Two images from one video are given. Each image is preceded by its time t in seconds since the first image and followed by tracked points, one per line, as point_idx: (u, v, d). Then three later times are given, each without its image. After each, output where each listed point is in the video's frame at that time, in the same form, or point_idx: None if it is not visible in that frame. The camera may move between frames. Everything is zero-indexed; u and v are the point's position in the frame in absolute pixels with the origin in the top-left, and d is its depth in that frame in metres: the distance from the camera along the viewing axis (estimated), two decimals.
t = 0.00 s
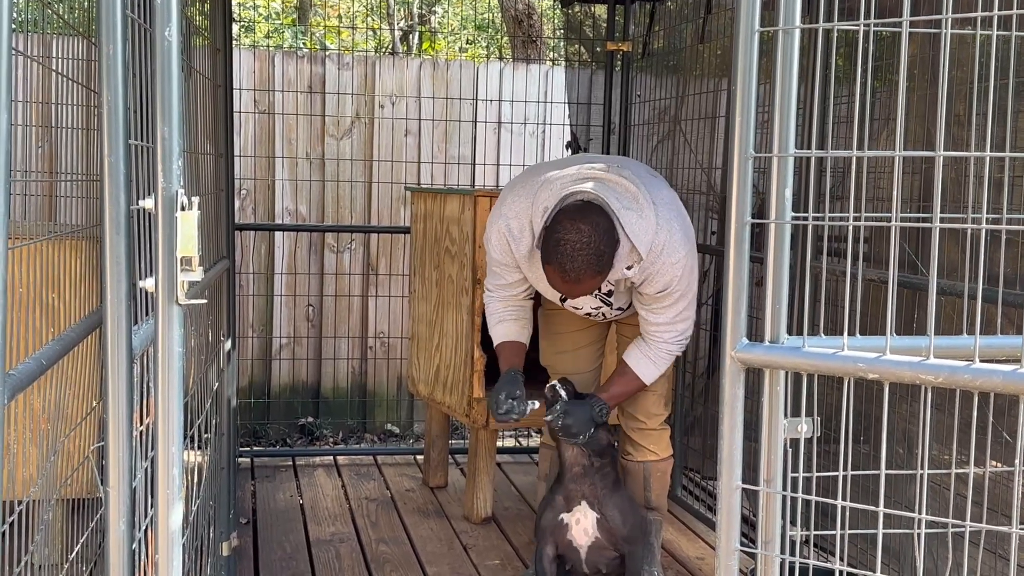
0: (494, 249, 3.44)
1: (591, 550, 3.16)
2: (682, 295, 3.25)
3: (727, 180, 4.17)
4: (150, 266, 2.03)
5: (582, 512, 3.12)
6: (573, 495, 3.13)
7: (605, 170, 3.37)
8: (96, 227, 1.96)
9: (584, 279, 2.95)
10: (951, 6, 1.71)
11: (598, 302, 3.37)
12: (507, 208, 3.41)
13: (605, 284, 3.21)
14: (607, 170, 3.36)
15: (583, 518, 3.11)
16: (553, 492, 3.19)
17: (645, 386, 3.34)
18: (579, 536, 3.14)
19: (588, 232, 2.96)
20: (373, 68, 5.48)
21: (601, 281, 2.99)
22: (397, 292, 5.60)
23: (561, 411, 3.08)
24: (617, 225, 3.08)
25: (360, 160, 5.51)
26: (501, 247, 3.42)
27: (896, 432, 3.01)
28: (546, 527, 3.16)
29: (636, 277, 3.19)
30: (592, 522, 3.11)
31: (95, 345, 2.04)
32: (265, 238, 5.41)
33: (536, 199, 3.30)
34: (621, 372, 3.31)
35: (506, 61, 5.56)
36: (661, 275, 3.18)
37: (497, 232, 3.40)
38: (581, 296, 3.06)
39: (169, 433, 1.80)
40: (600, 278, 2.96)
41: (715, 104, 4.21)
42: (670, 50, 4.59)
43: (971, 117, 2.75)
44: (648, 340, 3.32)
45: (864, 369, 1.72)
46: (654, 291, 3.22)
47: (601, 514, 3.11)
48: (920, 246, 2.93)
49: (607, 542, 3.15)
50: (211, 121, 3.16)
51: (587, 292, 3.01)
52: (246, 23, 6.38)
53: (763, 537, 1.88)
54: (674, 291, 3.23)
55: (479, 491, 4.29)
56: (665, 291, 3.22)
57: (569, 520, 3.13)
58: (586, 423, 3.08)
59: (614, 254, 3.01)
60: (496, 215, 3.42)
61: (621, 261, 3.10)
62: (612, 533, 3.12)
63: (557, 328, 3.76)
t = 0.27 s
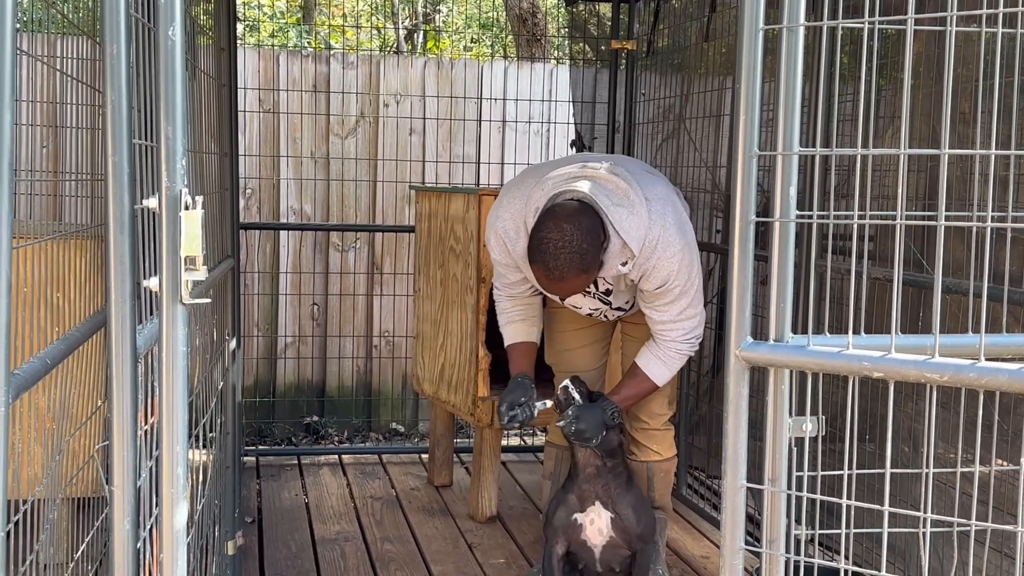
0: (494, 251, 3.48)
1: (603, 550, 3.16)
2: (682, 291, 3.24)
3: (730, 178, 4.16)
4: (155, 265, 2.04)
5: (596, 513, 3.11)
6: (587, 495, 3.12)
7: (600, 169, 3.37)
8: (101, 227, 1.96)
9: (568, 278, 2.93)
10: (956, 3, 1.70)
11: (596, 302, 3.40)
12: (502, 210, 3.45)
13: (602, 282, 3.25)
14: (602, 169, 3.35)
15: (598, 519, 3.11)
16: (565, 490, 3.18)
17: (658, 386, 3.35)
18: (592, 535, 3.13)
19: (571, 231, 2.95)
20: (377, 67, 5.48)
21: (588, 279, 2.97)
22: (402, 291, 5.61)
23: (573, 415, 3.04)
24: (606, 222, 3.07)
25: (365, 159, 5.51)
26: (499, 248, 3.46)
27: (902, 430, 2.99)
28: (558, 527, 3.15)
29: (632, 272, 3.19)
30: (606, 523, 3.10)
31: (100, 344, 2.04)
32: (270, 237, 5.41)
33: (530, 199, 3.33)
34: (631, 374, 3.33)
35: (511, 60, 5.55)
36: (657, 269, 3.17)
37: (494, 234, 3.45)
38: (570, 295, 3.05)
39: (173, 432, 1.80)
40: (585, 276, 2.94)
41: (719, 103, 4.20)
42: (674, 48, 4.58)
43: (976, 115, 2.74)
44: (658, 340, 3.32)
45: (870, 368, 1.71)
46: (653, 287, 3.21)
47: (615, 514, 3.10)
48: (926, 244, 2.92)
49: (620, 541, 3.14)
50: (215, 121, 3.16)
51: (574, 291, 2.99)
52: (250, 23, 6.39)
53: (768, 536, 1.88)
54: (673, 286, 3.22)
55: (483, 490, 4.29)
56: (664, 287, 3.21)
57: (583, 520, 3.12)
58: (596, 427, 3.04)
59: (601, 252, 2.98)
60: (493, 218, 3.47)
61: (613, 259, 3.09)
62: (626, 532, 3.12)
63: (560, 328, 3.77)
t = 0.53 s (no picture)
0: (498, 252, 3.53)
1: (592, 550, 3.16)
2: (678, 291, 3.23)
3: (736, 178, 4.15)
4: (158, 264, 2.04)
5: (581, 513, 3.11)
6: (573, 495, 3.12)
7: (601, 170, 3.37)
8: (106, 226, 1.96)
9: (556, 280, 2.93)
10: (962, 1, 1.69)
11: (595, 301, 3.45)
12: (504, 211, 3.50)
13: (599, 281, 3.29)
14: (602, 170, 3.36)
15: (583, 519, 3.11)
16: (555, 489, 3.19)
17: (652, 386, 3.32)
18: (578, 535, 3.14)
19: (560, 232, 2.95)
20: (382, 66, 5.47)
21: (578, 280, 2.96)
22: (407, 290, 5.61)
23: (576, 424, 3.01)
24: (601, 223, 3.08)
25: (370, 159, 5.51)
26: (501, 249, 3.50)
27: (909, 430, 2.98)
28: (547, 528, 3.19)
29: (631, 272, 3.19)
30: (592, 523, 3.10)
31: (104, 344, 2.05)
32: (275, 236, 5.42)
33: (530, 201, 3.38)
34: (624, 375, 3.29)
35: (515, 59, 5.55)
36: (655, 270, 3.16)
37: (496, 234, 3.49)
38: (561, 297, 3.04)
39: (177, 431, 1.80)
40: (572, 278, 2.93)
41: (724, 101, 4.19)
42: (679, 47, 4.57)
43: (982, 113, 2.73)
44: (650, 339, 3.29)
45: (874, 367, 1.71)
46: (651, 287, 3.20)
47: (601, 515, 3.10)
48: (933, 242, 2.91)
49: (611, 539, 3.13)
50: (220, 120, 3.17)
51: (563, 293, 2.98)
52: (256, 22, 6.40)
53: (772, 535, 1.87)
54: (670, 287, 3.20)
55: (488, 489, 4.29)
56: (661, 287, 3.20)
57: (569, 521, 3.13)
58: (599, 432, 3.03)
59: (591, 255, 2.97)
60: (495, 220, 3.52)
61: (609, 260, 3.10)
62: (615, 531, 3.10)
63: (565, 328, 3.77)
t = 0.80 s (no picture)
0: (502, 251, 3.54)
1: (589, 551, 3.15)
2: (681, 296, 3.21)
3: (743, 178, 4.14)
4: (164, 263, 2.04)
5: (575, 514, 3.10)
6: (567, 497, 3.11)
7: (607, 173, 3.37)
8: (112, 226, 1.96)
9: (558, 285, 2.93)
10: None
11: (600, 303, 3.46)
12: (510, 210, 3.51)
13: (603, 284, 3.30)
14: (607, 172, 3.35)
15: (578, 520, 3.10)
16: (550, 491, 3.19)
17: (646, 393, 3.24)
18: (574, 537, 3.13)
19: (564, 237, 2.94)
20: (388, 65, 5.47)
21: (580, 285, 2.96)
22: (412, 290, 5.61)
23: (569, 429, 2.98)
24: (605, 229, 3.09)
25: (376, 158, 5.51)
26: (506, 249, 3.51)
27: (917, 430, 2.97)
28: (546, 531, 3.19)
29: (635, 276, 3.18)
30: (585, 525, 3.09)
31: (110, 343, 2.05)
32: (281, 236, 5.42)
33: (536, 202, 3.38)
34: (621, 381, 3.23)
35: (521, 58, 5.55)
36: (659, 273, 3.15)
37: (501, 233, 3.49)
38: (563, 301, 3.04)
39: (182, 431, 1.79)
40: (574, 283, 2.93)
41: (731, 100, 4.18)
42: (685, 46, 4.56)
43: (989, 112, 2.72)
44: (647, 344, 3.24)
45: (882, 367, 1.70)
46: (654, 290, 3.19)
47: (594, 517, 3.08)
48: (941, 241, 2.90)
49: (602, 541, 3.12)
50: (225, 120, 3.17)
51: (565, 297, 2.98)
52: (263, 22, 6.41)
53: (779, 536, 1.86)
54: (673, 291, 3.18)
55: (494, 489, 4.28)
56: (664, 291, 3.18)
57: (564, 522, 3.13)
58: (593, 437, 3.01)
59: (594, 260, 2.97)
60: (500, 219, 3.52)
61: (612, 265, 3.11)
62: (607, 532, 3.09)
63: (572, 328, 3.76)
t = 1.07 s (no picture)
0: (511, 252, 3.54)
1: (599, 548, 3.14)
2: (690, 299, 3.19)
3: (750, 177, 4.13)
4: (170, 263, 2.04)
5: (586, 511, 3.11)
6: (578, 494, 3.11)
7: (617, 175, 3.36)
8: (117, 226, 1.96)
9: (569, 292, 2.94)
10: None
11: (609, 305, 3.46)
12: (520, 212, 3.51)
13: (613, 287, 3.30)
14: (617, 175, 3.34)
15: (588, 517, 3.11)
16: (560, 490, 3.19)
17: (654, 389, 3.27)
18: (584, 534, 3.13)
19: (574, 244, 2.94)
20: (394, 64, 5.47)
21: (590, 291, 2.96)
22: (418, 289, 5.61)
23: (572, 420, 3.01)
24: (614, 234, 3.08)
25: (381, 158, 5.51)
26: (515, 251, 3.51)
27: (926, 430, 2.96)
28: (556, 529, 3.19)
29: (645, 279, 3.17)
30: (597, 521, 3.10)
31: (116, 343, 2.05)
32: (287, 236, 5.42)
33: (546, 206, 3.38)
34: (629, 376, 3.26)
35: (526, 57, 5.54)
36: (668, 275, 3.13)
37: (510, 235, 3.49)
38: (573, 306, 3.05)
39: (189, 431, 1.79)
40: (585, 291, 2.94)
41: (737, 99, 4.17)
42: (691, 45, 4.55)
43: (998, 111, 2.71)
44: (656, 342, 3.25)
45: (890, 367, 1.69)
46: (663, 291, 3.17)
47: (606, 512, 3.08)
48: (950, 241, 2.89)
49: (614, 538, 3.11)
50: (231, 119, 3.17)
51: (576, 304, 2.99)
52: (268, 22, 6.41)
53: (787, 537, 1.86)
54: (683, 293, 3.17)
55: (501, 489, 4.28)
56: (674, 292, 3.16)
57: (575, 519, 3.14)
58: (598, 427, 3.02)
59: (604, 267, 2.97)
60: (509, 221, 3.52)
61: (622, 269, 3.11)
62: (619, 528, 3.08)
63: (580, 328, 3.75)
